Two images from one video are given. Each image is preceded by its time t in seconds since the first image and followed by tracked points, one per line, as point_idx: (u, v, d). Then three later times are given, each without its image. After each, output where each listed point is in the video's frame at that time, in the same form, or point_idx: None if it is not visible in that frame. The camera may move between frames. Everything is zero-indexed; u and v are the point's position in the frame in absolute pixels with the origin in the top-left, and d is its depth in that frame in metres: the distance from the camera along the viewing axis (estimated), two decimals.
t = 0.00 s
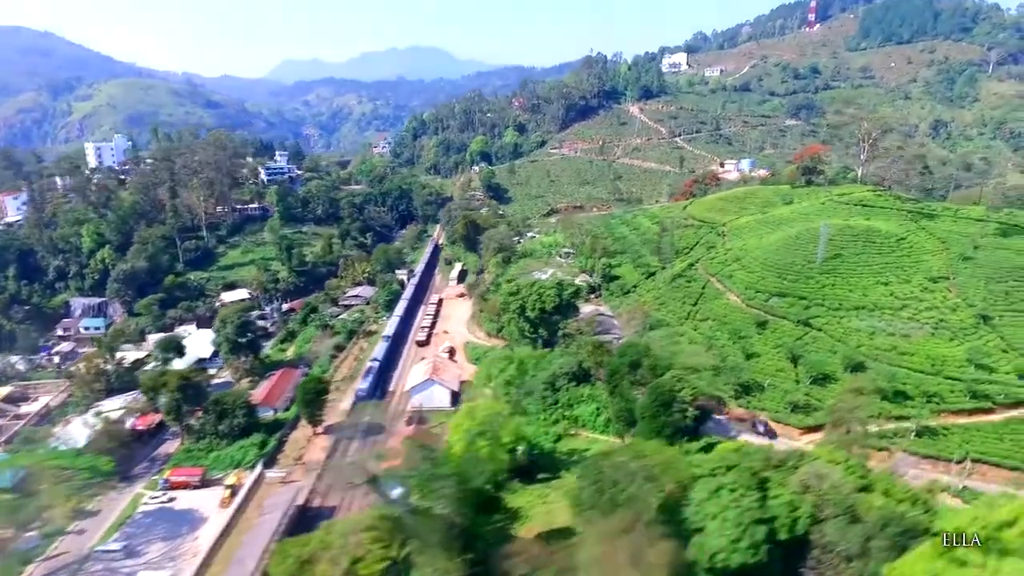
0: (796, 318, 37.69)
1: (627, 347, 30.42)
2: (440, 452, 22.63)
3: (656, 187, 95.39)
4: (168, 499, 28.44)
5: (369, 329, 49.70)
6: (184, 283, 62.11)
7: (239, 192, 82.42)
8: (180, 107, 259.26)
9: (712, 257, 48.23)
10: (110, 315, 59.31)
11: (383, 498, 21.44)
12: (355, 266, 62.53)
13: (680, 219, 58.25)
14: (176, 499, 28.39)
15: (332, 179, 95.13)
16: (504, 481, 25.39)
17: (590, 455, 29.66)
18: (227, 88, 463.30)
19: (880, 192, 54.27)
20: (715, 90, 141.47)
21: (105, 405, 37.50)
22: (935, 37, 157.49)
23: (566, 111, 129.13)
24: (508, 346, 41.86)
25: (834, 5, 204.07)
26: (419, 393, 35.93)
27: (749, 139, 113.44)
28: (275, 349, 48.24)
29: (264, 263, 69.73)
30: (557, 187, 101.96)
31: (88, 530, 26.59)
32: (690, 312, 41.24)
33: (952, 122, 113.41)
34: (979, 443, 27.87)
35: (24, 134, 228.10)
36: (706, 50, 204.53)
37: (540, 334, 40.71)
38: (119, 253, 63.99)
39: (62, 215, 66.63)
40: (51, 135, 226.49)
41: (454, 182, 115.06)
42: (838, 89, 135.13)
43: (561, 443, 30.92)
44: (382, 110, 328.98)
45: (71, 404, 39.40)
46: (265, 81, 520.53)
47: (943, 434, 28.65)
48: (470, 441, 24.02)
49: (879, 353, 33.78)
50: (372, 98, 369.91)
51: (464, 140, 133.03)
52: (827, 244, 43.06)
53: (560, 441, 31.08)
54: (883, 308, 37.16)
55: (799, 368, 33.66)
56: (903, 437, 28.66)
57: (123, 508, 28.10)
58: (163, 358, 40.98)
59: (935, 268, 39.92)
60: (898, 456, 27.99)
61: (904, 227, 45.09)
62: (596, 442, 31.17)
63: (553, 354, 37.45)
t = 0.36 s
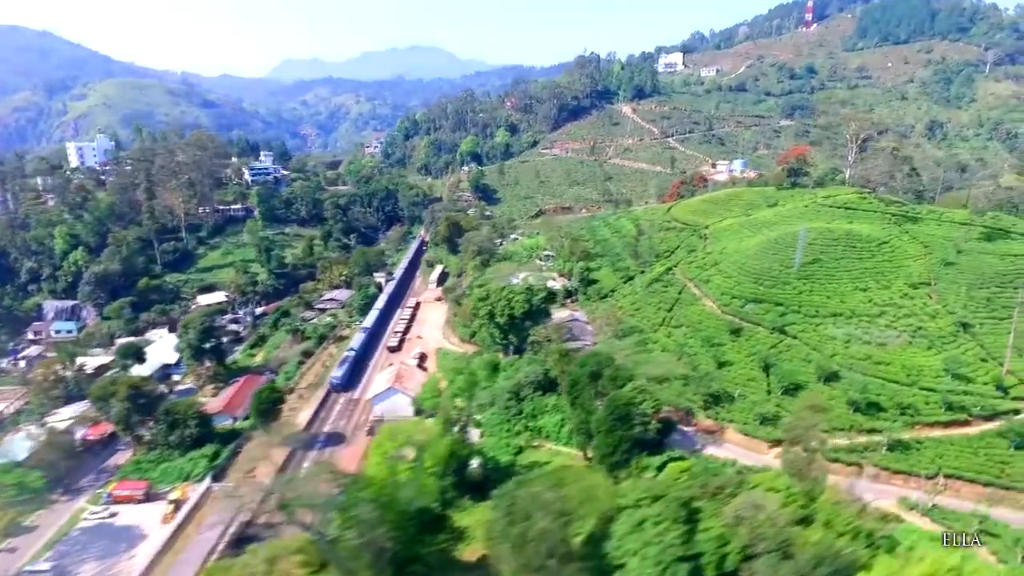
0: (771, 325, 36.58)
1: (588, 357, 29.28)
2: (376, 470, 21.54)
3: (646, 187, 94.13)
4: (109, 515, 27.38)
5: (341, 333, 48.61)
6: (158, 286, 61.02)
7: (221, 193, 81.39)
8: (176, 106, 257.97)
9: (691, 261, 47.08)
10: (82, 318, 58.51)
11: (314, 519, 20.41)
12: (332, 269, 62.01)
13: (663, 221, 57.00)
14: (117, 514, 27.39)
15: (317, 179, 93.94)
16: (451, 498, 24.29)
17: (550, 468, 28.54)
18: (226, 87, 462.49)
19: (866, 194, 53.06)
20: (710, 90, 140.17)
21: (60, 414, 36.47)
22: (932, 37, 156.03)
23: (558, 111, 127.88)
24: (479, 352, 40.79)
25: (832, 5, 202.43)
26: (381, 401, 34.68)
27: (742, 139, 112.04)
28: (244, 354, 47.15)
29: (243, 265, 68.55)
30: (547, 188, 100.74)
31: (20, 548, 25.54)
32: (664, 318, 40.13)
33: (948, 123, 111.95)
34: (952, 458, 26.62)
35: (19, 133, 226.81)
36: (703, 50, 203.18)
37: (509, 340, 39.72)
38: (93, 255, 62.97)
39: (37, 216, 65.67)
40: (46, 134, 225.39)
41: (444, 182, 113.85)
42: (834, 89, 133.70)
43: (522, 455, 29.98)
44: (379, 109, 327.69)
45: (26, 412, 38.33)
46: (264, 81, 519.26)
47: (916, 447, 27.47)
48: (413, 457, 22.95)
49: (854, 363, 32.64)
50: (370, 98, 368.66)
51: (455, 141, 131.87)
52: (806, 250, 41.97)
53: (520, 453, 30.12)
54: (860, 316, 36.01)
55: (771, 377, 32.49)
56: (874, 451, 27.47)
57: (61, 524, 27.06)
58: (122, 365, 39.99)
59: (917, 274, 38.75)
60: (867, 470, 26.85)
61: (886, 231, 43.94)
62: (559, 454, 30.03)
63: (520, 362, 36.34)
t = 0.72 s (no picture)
0: (762, 328, 36.18)
1: (574, 361, 28.87)
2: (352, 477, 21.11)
3: (642, 188, 93.62)
4: (86, 521, 26.99)
5: (330, 335, 48.22)
6: (149, 287, 60.55)
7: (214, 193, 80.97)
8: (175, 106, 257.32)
9: (684, 262, 46.62)
10: (72, 319, 58.04)
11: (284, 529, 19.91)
12: (324, 270, 61.57)
13: (656, 223, 56.47)
14: (95, 521, 27.03)
15: (312, 179, 93.42)
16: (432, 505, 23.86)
17: (535, 473, 28.14)
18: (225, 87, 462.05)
19: (860, 194, 52.50)
20: (708, 90, 139.61)
21: (43, 419, 36.12)
22: (931, 37, 155.43)
23: (555, 111, 127.36)
24: (469, 355, 40.37)
25: (831, 4, 201.67)
26: (366, 404, 34.46)
27: (740, 139, 111.47)
28: (232, 356, 46.72)
29: (235, 266, 68.03)
30: (543, 188, 100.28)
31: None
32: (655, 320, 39.70)
33: (948, 123, 111.42)
34: (943, 464, 26.13)
35: (17, 133, 225.95)
36: (702, 50, 202.67)
37: (497, 342, 39.38)
38: (83, 256, 62.56)
39: (27, 217, 65.27)
40: (44, 134, 224.87)
41: (440, 183, 113.41)
42: (832, 89, 133.08)
43: (507, 460, 29.80)
44: (378, 109, 327.09)
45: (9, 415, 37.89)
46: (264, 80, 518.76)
47: (908, 452, 27.09)
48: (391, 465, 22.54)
49: (845, 366, 32.27)
50: (369, 97, 368.05)
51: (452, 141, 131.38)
52: (798, 252, 41.58)
53: (506, 458, 29.93)
54: (852, 319, 35.58)
55: (760, 381, 32.07)
56: (864, 457, 26.97)
57: (38, 532, 26.66)
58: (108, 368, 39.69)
59: (910, 276, 38.29)
60: (857, 476, 26.35)
61: (881, 233, 43.52)
62: (545, 458, 29.64)
63: (508, 366, 36.03)
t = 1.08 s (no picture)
0: (756, 330, 35.87)
1: (564, 364, 28.52)
2: (333, 485, 20.42)
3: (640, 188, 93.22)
4: (70, 526, 26.71)
5: (323, 336, 47.92)
6: (142, 288, 60.17)
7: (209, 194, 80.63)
8: (173, 106, 256.73)
9: (678, 263, 46.26)
10: (65, 320, 57.76)
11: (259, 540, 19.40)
12: (318, 271, 61.20)
13: (652, 223, 56.08)
14: (78, 526, 26.70)
15: (308, 180, 93.05)
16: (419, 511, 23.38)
17: (525, 478, 27.84)
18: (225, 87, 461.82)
19: (857, 194, 52.09)
20: (706, 90, 139.18)
21: (31, 421, 35.84)
22: (930, 37, 155.08)
23: (552, 111, 126.95)
24: (461, 357, 40.01)
25: (830, 4, 201.22)
26: (356, 407, 34.34)
27: (738, 139, 111.02)
28: (224, 358, 46.37)
29: (229, 267, 67.62)
30: (540, 188, 99.93)
31: None
32: (649, 322, 39.35)
33: (946, 124, 111.11)
34: (937, 469, 25.85)
35: (16, 133, 224.84)
36: (701, 49, 202.42)
37: (489, 344, 39.06)
38: (76, 256, 62.21)
39: (20, 218, 64.93)
40: (42, 133, 224.37)
41: (437, 183, 113.07)
42: (831, 89, 132.65)
43: (497, 464, 29.50)
44: (377, 108, 326.66)
45: None
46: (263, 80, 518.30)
47: (901, 456, 26.77)
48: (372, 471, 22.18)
49: (839, 369, 31.96)
50: (368, 97, 367.67)
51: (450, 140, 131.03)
52: (792, 254, 41.24)
53: (495, 463, 29.64)
54: (846, 321, 35.27)
55: (754, 384, 31.74)
56: (857, 461, 26.68)
57: (20, 537, 26.41)
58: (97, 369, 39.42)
59: (906, 277, 37.98)
60: (850, 481, 26.04)
61: (877, 234, 43.22)
62: (535, 462, 29.35)
63: (499, 368, 35.77)
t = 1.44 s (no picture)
0: (750, 332, 35.53)
1: (554, 367, 28.23)
2: (308, 493, 20.37)
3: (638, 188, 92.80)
4: (52, 531, 26.51)
5: (315, 338, 47.57)
6: (136, 288, 59.91)
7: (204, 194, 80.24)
8: (172, 106, 256.21)
9: (673, 265, 45.91)
10: (57, 321, 57.45)
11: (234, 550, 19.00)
12: (311, 272, 60.89)
13: (647, 224, 55.66)
14: (61, 531, 26.47)
15: (304, 180, 92.64)
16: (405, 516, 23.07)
17: (515, 482, 27.52)
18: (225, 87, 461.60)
19: (854, 195, 51.63)
20: (705, 90, 138.69)
21: (18, 423, 35.51)
22: (929, 37, 154.63)
23: (550, 111, 126.50)
24: (453, 359, 39.62)
25: (829, 4, 200.69)
26: (345, 410, 34.20)
27: (737, 139, 110.49)
28: (215, 360, 46.03)
29: (224, 267, 67.26)
30: (537, 188, 99.53)
31: None
32: (643, 324, 39.03)
33: (946, 124, 110.64)
34: (931, 474, 25.50)
35: (15, 133, 224.00)
36: (700, 50, 201.96)
37: (481, 346, 38.74)
38: (69, 257, 61.87)
39: (12, 218, 64.56)
40: (41, 133, 223.81)
41: (434, 183, 112.68)
42: (830, 89, 132.09)
43: (486, 468, 29.18)
44: (376, 108, 326.26)
45: None
46: (262, 80, 517.83)
47: (895, 461, 26.44)
48: (352, 477, 21.64)
49: (832, 372, 31.61)
50: (367, 97, 367.22)
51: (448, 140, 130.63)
52: (787, 255, 40.89)
53: (485, 467, 29.31)
54: (841, 323, 34.90)
55: (747, 387, 31.39)
56: (850, 466, 26.33)
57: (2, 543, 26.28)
58: (86, 371, 39.18)
59: (901, 279, 37.61)
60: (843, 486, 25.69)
61: (873, 235, 42.85)
62: (525, 466, 29.01)
63: (490, 370, 35.46)
